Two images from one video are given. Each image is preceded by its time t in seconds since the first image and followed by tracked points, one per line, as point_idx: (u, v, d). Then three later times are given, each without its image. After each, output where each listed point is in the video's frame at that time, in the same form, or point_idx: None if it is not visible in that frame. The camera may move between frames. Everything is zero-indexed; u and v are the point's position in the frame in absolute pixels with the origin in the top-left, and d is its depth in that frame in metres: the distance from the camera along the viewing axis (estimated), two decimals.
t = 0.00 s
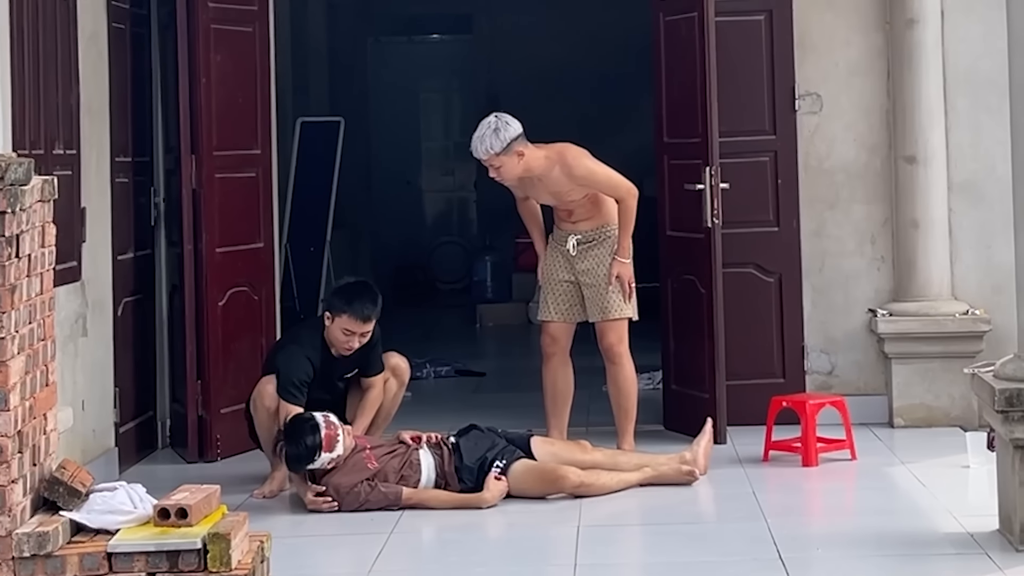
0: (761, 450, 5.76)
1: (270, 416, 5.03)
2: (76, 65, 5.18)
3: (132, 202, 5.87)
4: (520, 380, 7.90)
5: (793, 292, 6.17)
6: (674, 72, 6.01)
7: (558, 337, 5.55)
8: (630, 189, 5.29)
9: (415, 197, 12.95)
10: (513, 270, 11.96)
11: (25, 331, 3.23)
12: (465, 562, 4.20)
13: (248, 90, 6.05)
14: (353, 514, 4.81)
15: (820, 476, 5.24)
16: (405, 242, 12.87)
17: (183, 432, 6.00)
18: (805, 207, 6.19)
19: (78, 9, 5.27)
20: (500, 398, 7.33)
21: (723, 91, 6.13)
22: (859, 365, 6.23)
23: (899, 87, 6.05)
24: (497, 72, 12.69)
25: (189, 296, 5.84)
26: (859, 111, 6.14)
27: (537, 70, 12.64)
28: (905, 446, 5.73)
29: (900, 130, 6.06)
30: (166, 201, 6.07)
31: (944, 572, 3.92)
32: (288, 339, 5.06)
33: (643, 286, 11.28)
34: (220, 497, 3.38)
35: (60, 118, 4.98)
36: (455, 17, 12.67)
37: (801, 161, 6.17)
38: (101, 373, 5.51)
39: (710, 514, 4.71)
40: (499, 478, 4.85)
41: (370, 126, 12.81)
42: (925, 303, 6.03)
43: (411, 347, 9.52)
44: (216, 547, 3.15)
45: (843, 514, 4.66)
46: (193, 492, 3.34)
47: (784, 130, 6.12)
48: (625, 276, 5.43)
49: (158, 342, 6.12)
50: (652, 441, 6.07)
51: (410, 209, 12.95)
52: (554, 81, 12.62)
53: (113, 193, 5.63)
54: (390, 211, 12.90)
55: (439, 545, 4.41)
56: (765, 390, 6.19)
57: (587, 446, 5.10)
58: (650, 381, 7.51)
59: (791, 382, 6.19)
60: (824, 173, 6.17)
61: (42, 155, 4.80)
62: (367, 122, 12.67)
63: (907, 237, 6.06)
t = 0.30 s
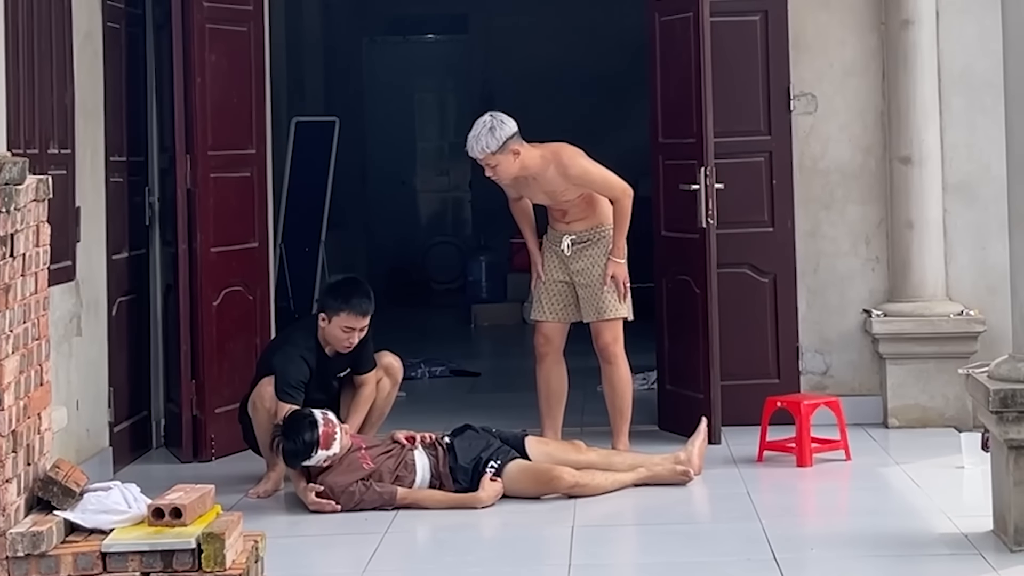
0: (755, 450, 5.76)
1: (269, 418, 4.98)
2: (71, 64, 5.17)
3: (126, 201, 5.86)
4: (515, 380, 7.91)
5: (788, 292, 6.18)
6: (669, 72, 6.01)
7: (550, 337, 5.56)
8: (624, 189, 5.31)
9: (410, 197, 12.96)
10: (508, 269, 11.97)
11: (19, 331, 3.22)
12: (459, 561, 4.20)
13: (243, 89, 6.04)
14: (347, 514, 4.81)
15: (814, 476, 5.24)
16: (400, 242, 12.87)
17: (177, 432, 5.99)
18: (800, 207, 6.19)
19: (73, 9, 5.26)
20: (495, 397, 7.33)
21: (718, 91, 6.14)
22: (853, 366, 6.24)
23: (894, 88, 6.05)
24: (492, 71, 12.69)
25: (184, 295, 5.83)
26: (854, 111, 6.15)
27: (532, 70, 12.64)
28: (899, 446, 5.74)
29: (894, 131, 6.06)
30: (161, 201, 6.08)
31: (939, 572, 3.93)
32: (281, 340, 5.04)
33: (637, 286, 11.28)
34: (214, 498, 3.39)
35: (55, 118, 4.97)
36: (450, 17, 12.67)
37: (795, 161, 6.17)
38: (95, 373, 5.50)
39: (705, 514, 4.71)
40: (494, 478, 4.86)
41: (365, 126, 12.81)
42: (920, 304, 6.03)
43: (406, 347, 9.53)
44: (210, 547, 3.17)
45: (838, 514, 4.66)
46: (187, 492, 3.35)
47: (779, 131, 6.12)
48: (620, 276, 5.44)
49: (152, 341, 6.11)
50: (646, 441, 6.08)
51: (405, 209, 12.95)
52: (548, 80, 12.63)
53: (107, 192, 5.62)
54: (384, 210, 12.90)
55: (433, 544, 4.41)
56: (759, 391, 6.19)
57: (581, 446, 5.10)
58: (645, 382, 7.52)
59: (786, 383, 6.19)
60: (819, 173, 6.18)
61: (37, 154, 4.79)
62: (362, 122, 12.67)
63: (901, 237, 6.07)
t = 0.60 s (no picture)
0: (747, 450, 5.76)
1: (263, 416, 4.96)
2: (63, 63, 5.16)
3: (118, 200, 5.84)
4: (507, 379, 7.91)
5: (780, 292, 6.18)
6: (661, 72, 6.01)
7: (542, 336, 5.55)
8: (614, 189, 5.30)
9: (401, 196, 12.95)
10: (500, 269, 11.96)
11: (10, 330, 3.22)
12: (451, 561, 4.19)
13: (235, 89, 6.03)
14: (339, 514, 4.80)
15: (806, 476, 5.25)
16: (392, 242, 12.86)
17: (168, 431, 5.98)
18: (792, 207, 6.20)
19: (65, 7, 5.25)
20: (486, 397, 7.33)
21: (710, 91, 6.14)
22: (845, 366, 6.24)
23: (886, 88, 6.06)
24: (485, 71, 12.68)
25: (175, 294, 5.81)
26: (846, 111, 6.15)
27: (524, 70, 12.63)
28: (891, 446, 5.74)
29: (887, 131, 6.07)
30: (152, 199, 6.05)
31: (930, 572, 3.93)
32: (269, 339, 5.03)
33: (629, 286, 11.29)
34: (206, 497, 3.39)
35: (46, 117, 4.96)
36: (442, 16, 12.67)
37: (788, 161, 6.18)
38: (87, 372, 5.49)
39: (697, 514, 4.71)
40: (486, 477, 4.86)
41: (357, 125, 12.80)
42: (911, 304, 6.04)
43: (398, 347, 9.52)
44: (201, 546, 3.16)
45: (829, 514, 4.66)
46: (178, 492, 3.34)
47: (772, 131, 6.13)
48: (611, 276, 5.44)
49: (144, 340, 6.10)
50: (638, 441, 6.08)
51: (397, 208, 12.94)
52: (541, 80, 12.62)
53: (99, 191, 5.61)
54: (377, 210, 12.90)
55: (425, 544, 4.40)
56: (751, 391, 6.20)
57: (574, 446, 5.10)
58: (637, 381, 7.52)
59: (778, 383, 6.20)
60: (811, 173, 6.18)
61: (28, 153, 4.78)
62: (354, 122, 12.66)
63: (893, 237, 6.08)
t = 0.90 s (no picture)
0: (736, 450, 5.77)
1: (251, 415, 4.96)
2: (51, 62, 5.15)
3: (106, 200, 5.83)
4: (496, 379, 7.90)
5: (768, 292, 6.19)
6: (650, 72, 6.01)
7: (529, 337, 5.53)
8: (600, 189, 5.30)
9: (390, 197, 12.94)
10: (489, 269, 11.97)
11: None
12: (439, 561, 4.19)
13: (224, 88, 6.02)
14: (328, 514, 4.79)
15: (794, 477, 5.25)
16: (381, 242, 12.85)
17: (156, 431, 5.97)
18: (780, 208, 6.20)
19: (53, 6, 5.23)
20: (475, 397, 7.33)
21: (700, 91, 6.14)
22: (834, 366, 6.25)
23: (875, 89, 6.07)
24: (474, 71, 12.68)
25: (163, 294, 5.79)
26: (834, 112, 6.16)
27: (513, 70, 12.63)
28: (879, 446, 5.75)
29: (876, 131, 6.08)
30: (141, 199, 6.04)
31: (917, 572, 3.93)
32: (254, 340, 5.01)
33: (618, 287, 11.29)
34: (193, 497, 3.38)
35: (34, 116, 4.95)
36: (431, 16, 12.66)
37: (777, 161, 6.18)
38: (75, 371, 5.47)
39: (686, 514, 4.71)
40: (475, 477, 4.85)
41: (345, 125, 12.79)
42: (900, 304, 6.05)
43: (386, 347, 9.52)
44: (189, 547, 3.15)
45: (817, 514, 4.67)
46: (166, 492, 3.33)
47: (761, 131, 6.13)
48: (598, 276, 5.44)
49: (132, 340, 6.09)
50: (627, 441, 6.08)
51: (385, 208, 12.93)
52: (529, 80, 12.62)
53: (87, 191, 5.60)
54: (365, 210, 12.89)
55: (413, 544, 4.40)
56: (739, 391, 6.20)
57: (562, 446, 5.09)
58: (625, 381, 7.52)
59: (767, 383, 6.20)
60: (800, 174, 6.19)
61: (16, 153, 4.76)
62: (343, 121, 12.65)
63: (882, 238, 6.08)
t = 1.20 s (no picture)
0: (721, 450, 5.77)
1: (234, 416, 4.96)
2: (36, 60, 5.13)
3: (91, 199, 5.81)
4: (481, 379, 7.90)
5: (753, 292, 6.20)
6: (636, 73, 6.02)
7: (513, 336, 5.53)
8: (584, 189, 5.29)
9: (375, 196, 12.93)
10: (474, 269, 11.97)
11: None
12: (424, 561, 4.18)
13: (209, 88, 6.00)
14: (313, 514, 4.78)
15: (779, 476, 5.26)
16: (365, 242, 12.84)
17: (140, 431, 5.95)
18: (766, 208, 6.21)
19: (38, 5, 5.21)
20: (460, 397, 7.32)
21: (686, 91, 6.15)
22: (819, 366, 6.26)
23: (861, 89, 6.08)
24: (460, 71, 12.67)
25: (148, 293, 5.77)
26: (820, 112, 6.17)
27: (500, 70, 12.62)
28: (864, 446, 5.76)
29: (861, 132, 6.09)
30: (126, 198, 6.03)
31: (901, 572, 3.94)
32: (236, 341, 5.00)
33: (603, 287, 11.29)
34: (178, 497, 3.37)
35: (19, 114, 4.92)
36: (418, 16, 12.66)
37: (763, 161, 6.19)
38: (59, 371, 5.45)
39: (671, 514, 4.71)
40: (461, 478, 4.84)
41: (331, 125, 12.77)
42: (885, 304, 6.06)
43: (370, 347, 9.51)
44: (173, 546, 3.14)
45: (802, 514, 4.67)
46: (150, 492, 3.32)
47: (747, 131, 6.14)
48: (583, 277, 5.43)
49: (116, 340, 6.07)
50: (612, 441, 6.08)
51: (370, 208, 12.92)
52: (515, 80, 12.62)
53: (71, 189, 5.57)
54: (350, 210, 12.87)
55: (398, 544, 4.39)
56: (724, 391, 6.21)
57: (547, 446, 5.09)
58: (610, 381, 7.53)
59: (752, 383, 6.21)
60: (786, 174, 6.19)
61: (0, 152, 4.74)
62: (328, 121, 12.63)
63: (868, 238, 6.10)
